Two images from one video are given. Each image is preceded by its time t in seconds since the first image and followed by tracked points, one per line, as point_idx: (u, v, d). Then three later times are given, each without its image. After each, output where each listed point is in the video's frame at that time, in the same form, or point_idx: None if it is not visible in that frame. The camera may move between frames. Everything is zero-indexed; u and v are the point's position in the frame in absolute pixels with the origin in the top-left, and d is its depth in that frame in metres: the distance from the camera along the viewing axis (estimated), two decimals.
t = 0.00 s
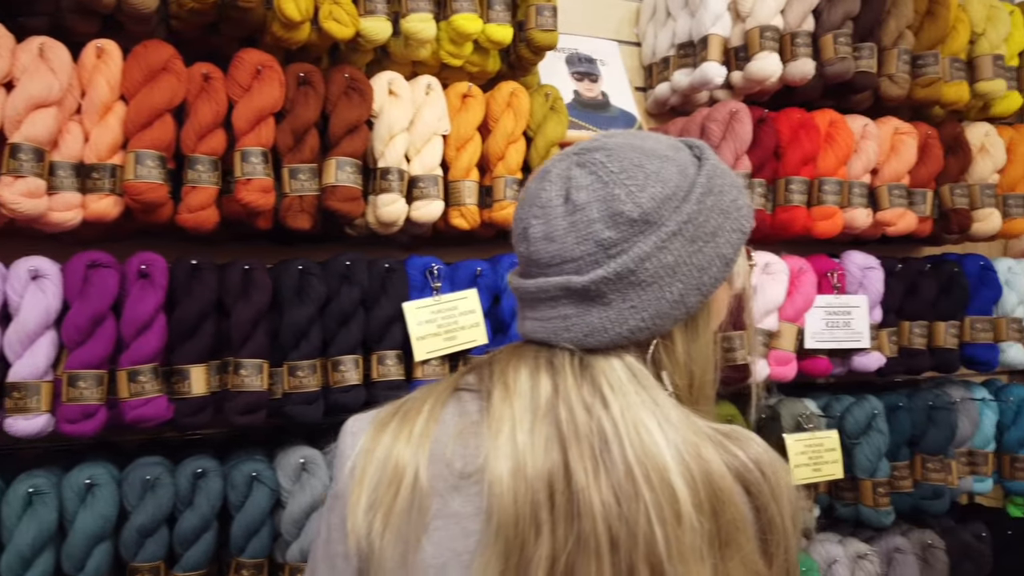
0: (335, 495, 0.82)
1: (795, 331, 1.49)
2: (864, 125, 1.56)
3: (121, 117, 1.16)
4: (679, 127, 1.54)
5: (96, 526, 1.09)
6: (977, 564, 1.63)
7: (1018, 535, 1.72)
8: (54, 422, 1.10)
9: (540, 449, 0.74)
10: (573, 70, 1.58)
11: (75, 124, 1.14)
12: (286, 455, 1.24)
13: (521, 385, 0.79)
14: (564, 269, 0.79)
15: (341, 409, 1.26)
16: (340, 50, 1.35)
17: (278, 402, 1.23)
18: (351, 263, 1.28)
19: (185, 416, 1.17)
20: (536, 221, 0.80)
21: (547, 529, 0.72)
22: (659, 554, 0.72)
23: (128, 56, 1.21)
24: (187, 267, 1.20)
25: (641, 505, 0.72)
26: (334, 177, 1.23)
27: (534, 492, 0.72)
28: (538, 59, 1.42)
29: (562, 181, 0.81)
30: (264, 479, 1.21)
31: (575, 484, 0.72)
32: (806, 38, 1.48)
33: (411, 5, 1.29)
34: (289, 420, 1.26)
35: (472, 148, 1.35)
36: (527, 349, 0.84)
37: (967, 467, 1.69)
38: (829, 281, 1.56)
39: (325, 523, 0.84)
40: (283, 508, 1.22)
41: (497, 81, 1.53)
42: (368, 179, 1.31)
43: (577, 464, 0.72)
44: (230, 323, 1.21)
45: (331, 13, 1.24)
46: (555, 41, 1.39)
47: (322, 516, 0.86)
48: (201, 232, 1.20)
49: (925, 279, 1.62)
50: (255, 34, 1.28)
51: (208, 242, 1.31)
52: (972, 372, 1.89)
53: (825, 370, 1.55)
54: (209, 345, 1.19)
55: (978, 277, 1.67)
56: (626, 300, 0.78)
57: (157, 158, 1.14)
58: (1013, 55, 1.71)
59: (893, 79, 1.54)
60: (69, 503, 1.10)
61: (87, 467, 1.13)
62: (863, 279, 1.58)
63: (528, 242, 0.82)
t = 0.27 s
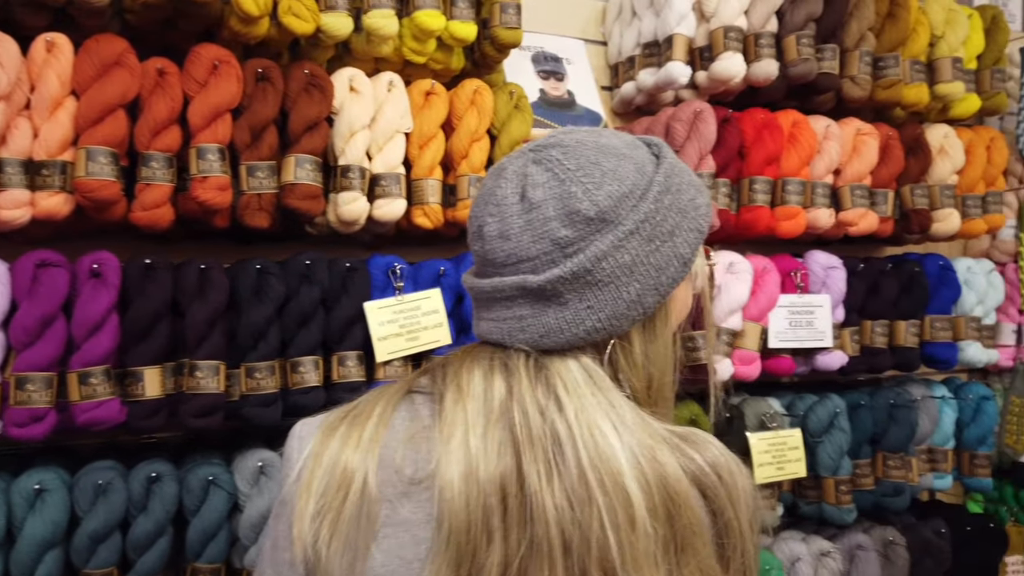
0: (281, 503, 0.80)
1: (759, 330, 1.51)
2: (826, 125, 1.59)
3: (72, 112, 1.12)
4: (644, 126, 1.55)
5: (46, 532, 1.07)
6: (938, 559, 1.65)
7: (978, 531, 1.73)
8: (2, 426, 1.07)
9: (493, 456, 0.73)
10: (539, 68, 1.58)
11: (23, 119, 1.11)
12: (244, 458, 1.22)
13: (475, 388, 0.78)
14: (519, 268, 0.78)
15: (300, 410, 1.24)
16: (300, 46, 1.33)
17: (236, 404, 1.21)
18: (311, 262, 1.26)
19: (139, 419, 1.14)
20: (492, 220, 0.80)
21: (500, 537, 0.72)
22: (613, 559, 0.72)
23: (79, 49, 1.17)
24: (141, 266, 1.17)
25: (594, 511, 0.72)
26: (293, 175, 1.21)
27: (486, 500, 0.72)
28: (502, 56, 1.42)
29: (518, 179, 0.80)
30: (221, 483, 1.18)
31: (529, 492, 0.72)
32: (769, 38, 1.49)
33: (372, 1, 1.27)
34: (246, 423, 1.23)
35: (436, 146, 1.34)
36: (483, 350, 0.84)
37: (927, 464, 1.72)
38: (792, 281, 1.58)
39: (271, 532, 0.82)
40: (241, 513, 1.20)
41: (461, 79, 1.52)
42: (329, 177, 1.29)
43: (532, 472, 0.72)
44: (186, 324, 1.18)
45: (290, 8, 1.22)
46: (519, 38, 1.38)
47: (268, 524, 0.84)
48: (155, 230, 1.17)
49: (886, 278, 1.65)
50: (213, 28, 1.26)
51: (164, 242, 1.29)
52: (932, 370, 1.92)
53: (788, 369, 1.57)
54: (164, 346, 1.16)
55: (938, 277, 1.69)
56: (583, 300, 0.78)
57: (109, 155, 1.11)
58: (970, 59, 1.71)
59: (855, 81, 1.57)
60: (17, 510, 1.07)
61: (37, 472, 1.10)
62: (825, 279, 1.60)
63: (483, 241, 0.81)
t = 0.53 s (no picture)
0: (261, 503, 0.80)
1: (727, 328, 1.53)
2: (795, 126, 1.62)
3: (32, 107, 1.10)
4: (616, 124, 1.57)
5: (5, 535, 1.05)
6: (903, 553, 1.68)
7: (943, 525, 1.75)
8: None
9: (493, 466, 0.73)
10: (511, 67, 1.59)
11: None
12: (211, 458, 1.20)
13: (470, 396, 0.76)
14: (537, 276, 0.75)
15: (269, 410, 1.23)
16: (269, 41, 1.32)
17: (202, 403, 1.20)
18: (279, 260, 1.25)
19: (102, 419, 1.12)
20: (500, 226, 0.74)
21: (501, 546, 0.73)
22: (612, 564, 0.75)
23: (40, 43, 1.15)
24: (104, 264, 1.15)
25: (595, 519, 0.74)
26: (260, 172, 1.20)
27: (487, 510, 0.72)
28: (473, 54, 1.43)
29: (518, 181, 0.75)
30: (187, 483, 1.17)
31: (529, 501, 0.73)
32: (738, 39, 1.53)
33: None
34: (214, 422, 1.22)
35: (406, 144, 1.34)
36: (467, 359, 0.79)
37: (893, 460, 1.74)
38: (761, 279, 1.60)
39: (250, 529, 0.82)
40: (208, 514, 1.19)
41: (432, 77, 1.52)
42: (298, 173, 1.28)
43: (533, 482, 0.73)
44: (151, 322, 1.17)
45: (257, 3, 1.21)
46: (489, 37, 1.39)
47: (246, 518, 0.84)
48: (119, 227, 1.15)
49: (853, 277, 1.67)
50: (179, 23, 1.25)
51: (129, 239, 1.27)
52: (899, 368, 1.95)
53: (757, 367, 1.59)
54: (128, 345, 1.14)
55: (904, 275, 1.71)
56: (601, 300, 0.77)
57: (71, 151, 1.09)
58: (935, 61, 1.75)
59: (822, 82, 1.61)
60: None
61: None
62: (794, 277, 1.63)
63: (490, 249, 0.74)
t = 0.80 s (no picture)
0: (244, 517, 0.75)
1: (702, 325, 1.55)
2: (767, 125, 1.64)
3: None
4: (591, 123, 1.59)
5: None
6: (874, 548, 1.70)
7: (914, 520, 1.78)
8: None
9: (506, 466, 0.73)
10: (486, 65, 1.60)
11: None
12: (181, 457, 1.19)
13: (475, 397, 0.74)
14: (558, 274, 0.76)
15: (240, 408, 1.22)
16: (241, 37, 1.32)
17: (172, 401, 1.18)
18: (251, 257, 1.24)
19: (69, 418, 1.11)
20: (527, 227, 0.72)
21: (516, 543, 0.73)
22: (621, 553, 0.76)
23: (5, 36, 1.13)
24: (71, 261, 1.13)
25: (604, 513, 0.75)
26: (231, 168, 1.19)
27: (502, 511, 0.73)
28: (448, 52, 1.44)
29: (536, 179, 0.73)
30: (156, 483, 1.15)
31: (541, 500, 0.73)
32: (712, 38, 1.55)
33: None
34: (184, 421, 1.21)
35: (380, 141, 1.33)
36: (465, 363, 0.76)
37: (865, 456, 1.77)
38: (734, 277, 1.62)
39: (227, 544, 0.77)
40: (178, 513, 1.18)
41: (407, 74, 1.52)
42: (270, 170, 1.27)
43: (545, 479, 0.73)
44: (119, 320, 1.15)
45: None
46: (463, 34, 1.40)
47: (221, 531, 0.80)
48: (87, 224, 1.14)
49: (825, 275, 1.69)
50: (149, 18, 1.24)
51: (97, 236, 1.25)
52: (870, 365, 1.98)
53: (731, 364, 1.60)
54: (96, 343, 1.13)
55: (875, 273, 1.74)
56: (602, 294, 0.81)
57: (37, 146, 1.08)
58: (906, 62, 1.78)
59: (795, 82, 1.63)
60: None
61: None
62: (766, 275, 1.64)
63: (516, 250, 0.73)
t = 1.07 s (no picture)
0: (237, 529, 0.73)
1: (682, 325, 1.55)
2: (747, 126, 1.65)
3: None
4: (572, 122, 1.60)
5: None
6: (853, 545, 1.71)
7: (892, 518, 1.79)
8: None
9: (505, 469, 0.74)
10: (467, 64, 1.61)
11: None
12: (158, 458, 1.18)
13: (472, 398, 0.74)
14: (548, 286, 0.77)
15: (218, 409, 1.21)
16: (219, 35, 1.31)
17: (149, 402, 1.17)
18: (229, 256, 1.23)
19: (43, 419, 1.09)
20: (523, 242, 0.73)
21: (516, 546, 0.74)
22: (616, 550, 0.78)
23: None
24: (46, 260, 1.12)
25: (599, 511, 0.76)
26: (209, 167, 1.19)
27: (503, 514, 0.74)
28: (429, 50, 1.43)
29: (532, 193, 0.74)
30: (133, 484, 1.14)
31: (540, 500, 0.75)
32: (692, 39, 1.57)
33: None
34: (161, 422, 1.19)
35: (360, 140, 1.33)
36: (458, 365, 0.76)
37: (844, 454, 1.79)
38: (715, 277, 1.62)
39: (218, 559, 0.74)
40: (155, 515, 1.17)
41: (388, 73, 1.52)
42: (248, 169, 1.26)
43: (543, 478, 0.75)
44: (95, 320, 1.14)
45: None
46: (444, 33, 1.40)
47: (208, 547, 0.76)
48: (62, 223, 1.13)
49: (804, 275, 1.71)
50: (125, 15, 1.22)
51: (72, 235, 1.24)
52: (849, 364, 2.00)
53: (711, 363, 1.61)
54: (71, 343, 1.12)
55: (853, 273, 1.76)
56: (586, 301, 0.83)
57: (10, 143, 1.06)
58: (884, 63, 1.80)
59: (774, 83, 1.65)
60: None
61: None
62: (747, 275, 1.65)
63: (512, 264, 0.73)
